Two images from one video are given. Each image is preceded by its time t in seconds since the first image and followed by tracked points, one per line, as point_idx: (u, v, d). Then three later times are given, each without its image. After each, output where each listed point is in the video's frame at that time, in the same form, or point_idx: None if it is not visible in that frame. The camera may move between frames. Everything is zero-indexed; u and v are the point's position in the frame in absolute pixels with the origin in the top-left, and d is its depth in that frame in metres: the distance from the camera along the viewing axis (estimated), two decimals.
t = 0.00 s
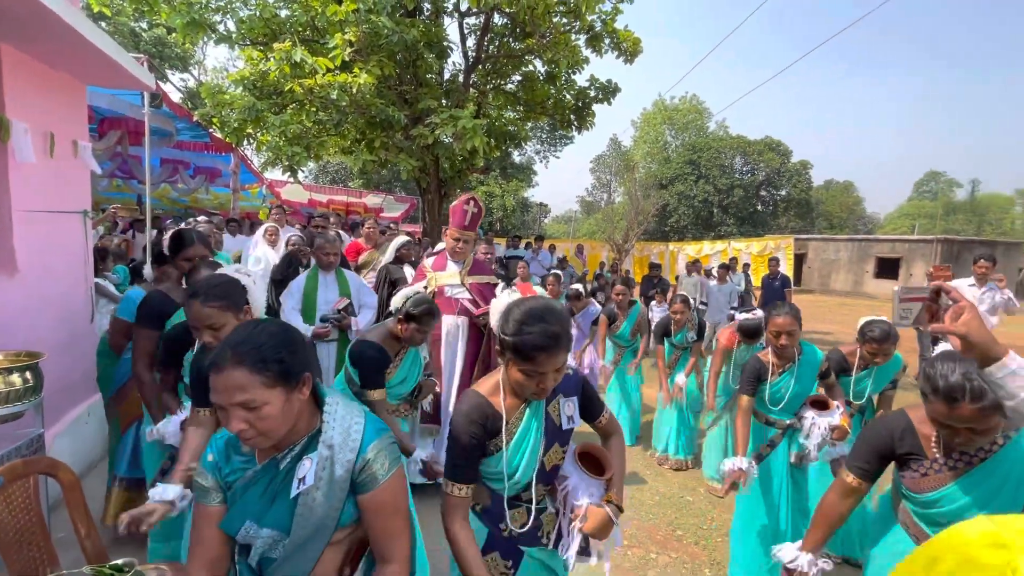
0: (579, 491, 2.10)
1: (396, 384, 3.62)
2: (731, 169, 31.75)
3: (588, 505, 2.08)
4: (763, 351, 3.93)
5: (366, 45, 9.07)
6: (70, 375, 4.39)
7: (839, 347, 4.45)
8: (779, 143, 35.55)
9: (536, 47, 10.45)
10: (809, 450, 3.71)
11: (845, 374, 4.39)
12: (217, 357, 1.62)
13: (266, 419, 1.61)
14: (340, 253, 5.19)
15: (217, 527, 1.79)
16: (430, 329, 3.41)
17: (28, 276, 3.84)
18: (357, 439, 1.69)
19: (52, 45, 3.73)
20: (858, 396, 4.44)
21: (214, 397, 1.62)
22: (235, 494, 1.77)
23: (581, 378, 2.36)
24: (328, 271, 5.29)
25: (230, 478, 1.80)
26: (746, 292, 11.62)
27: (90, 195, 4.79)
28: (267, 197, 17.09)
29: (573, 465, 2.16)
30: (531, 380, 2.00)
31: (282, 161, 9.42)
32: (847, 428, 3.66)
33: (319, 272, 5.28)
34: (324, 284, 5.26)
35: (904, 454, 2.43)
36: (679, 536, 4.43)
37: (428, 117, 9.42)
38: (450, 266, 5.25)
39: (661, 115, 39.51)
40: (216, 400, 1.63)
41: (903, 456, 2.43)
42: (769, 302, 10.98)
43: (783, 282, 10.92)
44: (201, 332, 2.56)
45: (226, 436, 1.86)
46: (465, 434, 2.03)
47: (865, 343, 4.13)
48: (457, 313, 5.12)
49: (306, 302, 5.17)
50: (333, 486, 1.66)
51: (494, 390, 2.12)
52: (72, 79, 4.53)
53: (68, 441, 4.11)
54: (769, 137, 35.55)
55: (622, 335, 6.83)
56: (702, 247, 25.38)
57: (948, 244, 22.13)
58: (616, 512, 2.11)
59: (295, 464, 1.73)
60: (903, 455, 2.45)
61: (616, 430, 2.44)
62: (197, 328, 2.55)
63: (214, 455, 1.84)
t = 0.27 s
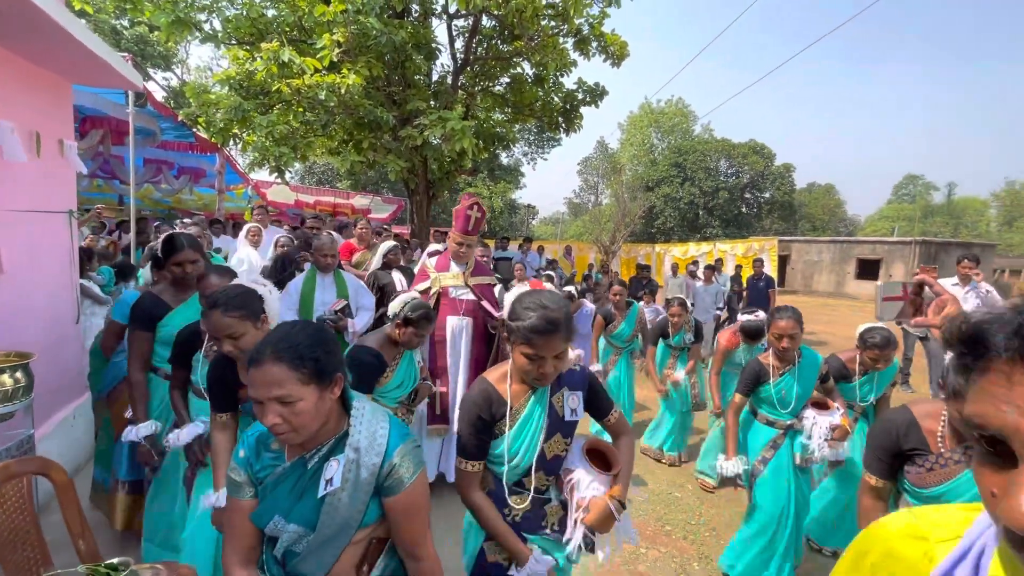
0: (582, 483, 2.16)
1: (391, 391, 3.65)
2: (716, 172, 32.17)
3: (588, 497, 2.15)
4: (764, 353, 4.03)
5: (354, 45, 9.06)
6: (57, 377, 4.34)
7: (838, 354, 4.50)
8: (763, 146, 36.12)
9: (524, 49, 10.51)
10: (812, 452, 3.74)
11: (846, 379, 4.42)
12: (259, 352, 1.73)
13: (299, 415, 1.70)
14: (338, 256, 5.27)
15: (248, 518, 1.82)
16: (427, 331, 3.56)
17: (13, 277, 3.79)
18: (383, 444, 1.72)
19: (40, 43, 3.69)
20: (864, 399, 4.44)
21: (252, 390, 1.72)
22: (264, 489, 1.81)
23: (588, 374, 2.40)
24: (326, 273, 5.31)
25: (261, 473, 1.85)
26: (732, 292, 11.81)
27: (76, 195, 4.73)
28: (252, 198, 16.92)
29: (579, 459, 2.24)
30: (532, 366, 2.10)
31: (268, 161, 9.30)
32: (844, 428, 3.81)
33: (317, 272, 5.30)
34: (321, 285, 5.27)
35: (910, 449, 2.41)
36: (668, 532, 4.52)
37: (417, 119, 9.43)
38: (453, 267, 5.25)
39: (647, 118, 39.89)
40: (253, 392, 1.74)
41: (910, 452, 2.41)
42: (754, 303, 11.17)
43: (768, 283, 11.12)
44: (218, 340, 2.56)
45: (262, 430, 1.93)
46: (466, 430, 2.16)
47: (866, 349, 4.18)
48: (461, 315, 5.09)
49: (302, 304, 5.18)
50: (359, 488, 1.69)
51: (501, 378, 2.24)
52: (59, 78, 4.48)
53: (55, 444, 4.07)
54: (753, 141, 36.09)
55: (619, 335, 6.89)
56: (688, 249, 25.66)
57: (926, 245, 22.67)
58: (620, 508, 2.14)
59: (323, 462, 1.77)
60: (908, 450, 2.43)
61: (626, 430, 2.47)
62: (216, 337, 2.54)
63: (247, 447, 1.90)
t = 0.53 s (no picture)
0: (586, 474, 2.20)
1: (399, 384, 3.67)
2: (703, 174, 32.56)
3: (591, 488, 2.18)
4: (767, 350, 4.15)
5: (346, 46, 9.07)
6: (51, 378, 4.32)
7: (841, 348, 4.59)
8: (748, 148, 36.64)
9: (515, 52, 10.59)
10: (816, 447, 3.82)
11: (850, 373, 4.52)
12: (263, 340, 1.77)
13: (302, 403, 1.73)
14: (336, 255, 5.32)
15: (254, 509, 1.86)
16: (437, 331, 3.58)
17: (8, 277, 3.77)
18: (389, 432, 1.79)
19: (36, 41, 3.68)
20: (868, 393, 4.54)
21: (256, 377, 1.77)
22: (271, 479, 1.85)
23: (599, 364, 2.45)
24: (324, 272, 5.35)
25: (267, 463, 1.87)
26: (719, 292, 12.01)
27: (69, 194, 4.70)
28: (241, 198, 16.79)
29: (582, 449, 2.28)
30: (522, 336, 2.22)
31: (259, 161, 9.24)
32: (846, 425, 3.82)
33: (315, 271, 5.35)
34: (319, 283, 5.32)
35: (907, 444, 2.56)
36: (661, 525, 4.62)
37: (408, 119, 9.48)
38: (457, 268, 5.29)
39: (635, 120, 40.25)
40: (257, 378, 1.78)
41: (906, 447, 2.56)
42: (741, 303, 11.37)
43: (754, 283, 11.33)
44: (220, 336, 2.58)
45: (267, 420, 1.95)
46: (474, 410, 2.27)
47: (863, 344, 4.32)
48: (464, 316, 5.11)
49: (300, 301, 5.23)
50: (367, 474, 1.76)
51: (512, 360, 2.39)
52: (51, 76, 4.45)
53: (51, 444, 4.05)
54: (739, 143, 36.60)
55: (616, 334, 6.95)
56: (676, 250, 25.94)
57: (907, 247, 23.22)
58: (616, 502, 2.19)
59: (330, 452, 1.82)
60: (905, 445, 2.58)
61: (636, 426, 2.42)
62: (217, 334, 2.57)
63: (252, 439, 1.92)
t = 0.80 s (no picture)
0: (598, 486, 2.26)
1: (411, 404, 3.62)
2: (692, 176, 32.89)
3: (603, 500, 2.24)
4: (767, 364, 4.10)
5: (341, 48, 9.07)
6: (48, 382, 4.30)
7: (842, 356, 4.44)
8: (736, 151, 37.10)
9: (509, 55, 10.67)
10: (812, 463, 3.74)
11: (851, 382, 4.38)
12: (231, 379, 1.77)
13: (273, 441, 1.74)
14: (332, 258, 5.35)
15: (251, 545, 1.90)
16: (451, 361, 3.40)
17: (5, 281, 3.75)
18: (381, 458, 1.80)
19: (35, 43, 3.67)
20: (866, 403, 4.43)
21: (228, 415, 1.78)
22: (266, 512, 1.89)
23: (612, 374, 2.52)
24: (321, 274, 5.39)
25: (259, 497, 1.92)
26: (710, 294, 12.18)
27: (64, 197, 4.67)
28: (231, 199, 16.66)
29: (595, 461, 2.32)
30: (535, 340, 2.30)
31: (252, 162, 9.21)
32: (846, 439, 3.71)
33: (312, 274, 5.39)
34: (317, 286, 5.36)
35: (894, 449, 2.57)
36: (657, 523, 4.72)
37: (402, 121, 9.51)
38: (459, 274, 5.35)
39: (625, 122, 40.55)
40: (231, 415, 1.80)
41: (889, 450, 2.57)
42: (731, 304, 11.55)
43: (744, 284, 11.51)
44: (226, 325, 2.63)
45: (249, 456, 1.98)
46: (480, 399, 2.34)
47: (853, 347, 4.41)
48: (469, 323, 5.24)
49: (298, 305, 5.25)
50: (359, 501, 1.77)
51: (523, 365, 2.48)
52: (48, 78, 4.43)
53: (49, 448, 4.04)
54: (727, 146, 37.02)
55: (613, 339, 7.12)
56: (666, 251, 26.18)
57: (891, 249, 23.67)
58: (632, 515, 2.23)
59: (322, 482, 1.85)
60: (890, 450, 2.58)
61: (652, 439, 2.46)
62: (223, 322, 2.61)
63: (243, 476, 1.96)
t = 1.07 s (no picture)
0: (615, 498, 2.29)
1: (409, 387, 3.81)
2: (682, 178, 33.15)
3: (620, 513, 2.25)
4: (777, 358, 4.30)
5: (333, 49, 9.02)
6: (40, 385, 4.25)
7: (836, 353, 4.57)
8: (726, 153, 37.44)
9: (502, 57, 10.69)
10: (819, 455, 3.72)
11: (854, 365, 4.44)
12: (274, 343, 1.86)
13: (297, 406, 1.79)
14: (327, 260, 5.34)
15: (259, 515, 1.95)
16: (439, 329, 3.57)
17: None
18: (394, 448, 1.82)
19: (29, 43, 3.63)
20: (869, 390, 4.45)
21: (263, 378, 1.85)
22: (277, 483, 1.94)
23: (630, 382, 2.49)
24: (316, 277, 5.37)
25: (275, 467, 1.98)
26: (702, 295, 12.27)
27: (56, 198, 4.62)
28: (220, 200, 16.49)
29: (612, 471, 2.37)
30: (554, 354, 2.32)
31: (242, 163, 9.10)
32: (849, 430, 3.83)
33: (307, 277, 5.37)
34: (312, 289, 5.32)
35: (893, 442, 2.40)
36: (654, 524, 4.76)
37: (395, 123, 9.50)
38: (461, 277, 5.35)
39: (616, 124, 40.80)
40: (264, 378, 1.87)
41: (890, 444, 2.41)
42: (723, 305, 11.65)
43: (735, 286, 11.62)
44: (248, 304, 2.67)
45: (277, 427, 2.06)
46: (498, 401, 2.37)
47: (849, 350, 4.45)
48: (473, 327, 5.25)
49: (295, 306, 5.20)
50: (366, 487, 1.79)
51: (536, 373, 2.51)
52: (41, 78, 4.39)
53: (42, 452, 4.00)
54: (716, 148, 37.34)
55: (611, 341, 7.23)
56: (656, 253, 26.35)
57: (877, 250, 24.01)
58: (649, 526, 2.19)
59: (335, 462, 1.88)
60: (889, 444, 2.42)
61: (670, 447, 2.44)
62: (245, 299, 2.66)
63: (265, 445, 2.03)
